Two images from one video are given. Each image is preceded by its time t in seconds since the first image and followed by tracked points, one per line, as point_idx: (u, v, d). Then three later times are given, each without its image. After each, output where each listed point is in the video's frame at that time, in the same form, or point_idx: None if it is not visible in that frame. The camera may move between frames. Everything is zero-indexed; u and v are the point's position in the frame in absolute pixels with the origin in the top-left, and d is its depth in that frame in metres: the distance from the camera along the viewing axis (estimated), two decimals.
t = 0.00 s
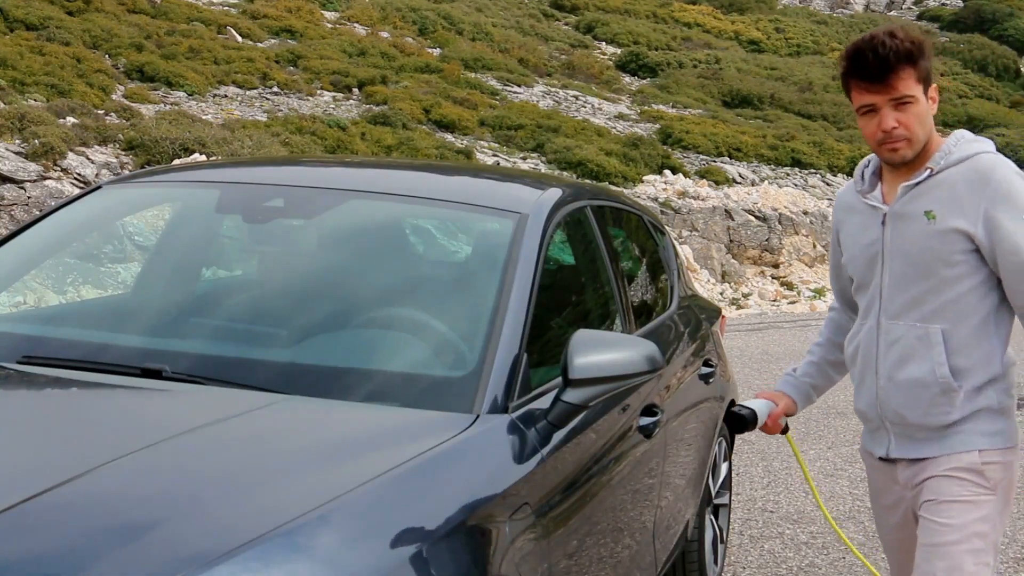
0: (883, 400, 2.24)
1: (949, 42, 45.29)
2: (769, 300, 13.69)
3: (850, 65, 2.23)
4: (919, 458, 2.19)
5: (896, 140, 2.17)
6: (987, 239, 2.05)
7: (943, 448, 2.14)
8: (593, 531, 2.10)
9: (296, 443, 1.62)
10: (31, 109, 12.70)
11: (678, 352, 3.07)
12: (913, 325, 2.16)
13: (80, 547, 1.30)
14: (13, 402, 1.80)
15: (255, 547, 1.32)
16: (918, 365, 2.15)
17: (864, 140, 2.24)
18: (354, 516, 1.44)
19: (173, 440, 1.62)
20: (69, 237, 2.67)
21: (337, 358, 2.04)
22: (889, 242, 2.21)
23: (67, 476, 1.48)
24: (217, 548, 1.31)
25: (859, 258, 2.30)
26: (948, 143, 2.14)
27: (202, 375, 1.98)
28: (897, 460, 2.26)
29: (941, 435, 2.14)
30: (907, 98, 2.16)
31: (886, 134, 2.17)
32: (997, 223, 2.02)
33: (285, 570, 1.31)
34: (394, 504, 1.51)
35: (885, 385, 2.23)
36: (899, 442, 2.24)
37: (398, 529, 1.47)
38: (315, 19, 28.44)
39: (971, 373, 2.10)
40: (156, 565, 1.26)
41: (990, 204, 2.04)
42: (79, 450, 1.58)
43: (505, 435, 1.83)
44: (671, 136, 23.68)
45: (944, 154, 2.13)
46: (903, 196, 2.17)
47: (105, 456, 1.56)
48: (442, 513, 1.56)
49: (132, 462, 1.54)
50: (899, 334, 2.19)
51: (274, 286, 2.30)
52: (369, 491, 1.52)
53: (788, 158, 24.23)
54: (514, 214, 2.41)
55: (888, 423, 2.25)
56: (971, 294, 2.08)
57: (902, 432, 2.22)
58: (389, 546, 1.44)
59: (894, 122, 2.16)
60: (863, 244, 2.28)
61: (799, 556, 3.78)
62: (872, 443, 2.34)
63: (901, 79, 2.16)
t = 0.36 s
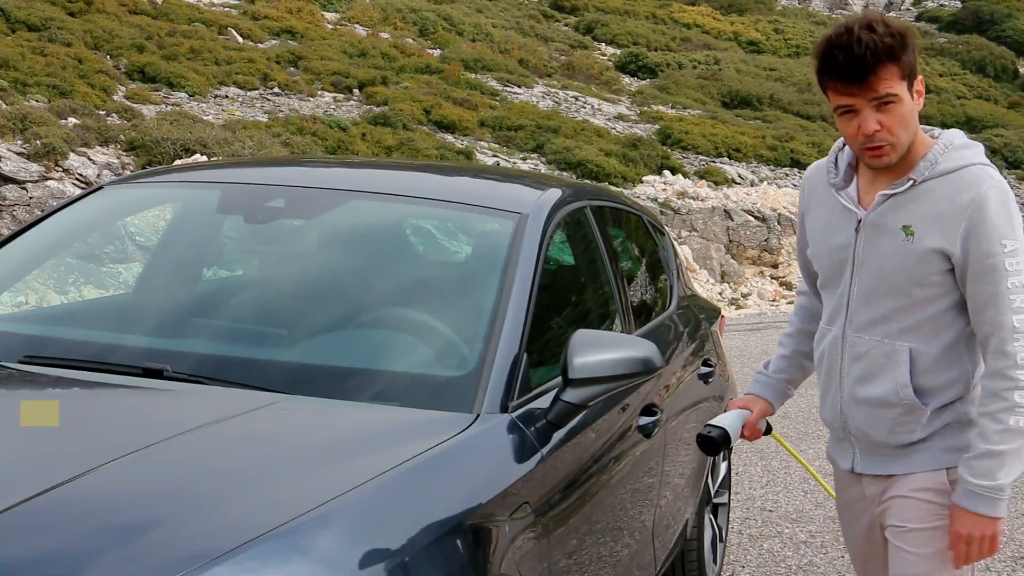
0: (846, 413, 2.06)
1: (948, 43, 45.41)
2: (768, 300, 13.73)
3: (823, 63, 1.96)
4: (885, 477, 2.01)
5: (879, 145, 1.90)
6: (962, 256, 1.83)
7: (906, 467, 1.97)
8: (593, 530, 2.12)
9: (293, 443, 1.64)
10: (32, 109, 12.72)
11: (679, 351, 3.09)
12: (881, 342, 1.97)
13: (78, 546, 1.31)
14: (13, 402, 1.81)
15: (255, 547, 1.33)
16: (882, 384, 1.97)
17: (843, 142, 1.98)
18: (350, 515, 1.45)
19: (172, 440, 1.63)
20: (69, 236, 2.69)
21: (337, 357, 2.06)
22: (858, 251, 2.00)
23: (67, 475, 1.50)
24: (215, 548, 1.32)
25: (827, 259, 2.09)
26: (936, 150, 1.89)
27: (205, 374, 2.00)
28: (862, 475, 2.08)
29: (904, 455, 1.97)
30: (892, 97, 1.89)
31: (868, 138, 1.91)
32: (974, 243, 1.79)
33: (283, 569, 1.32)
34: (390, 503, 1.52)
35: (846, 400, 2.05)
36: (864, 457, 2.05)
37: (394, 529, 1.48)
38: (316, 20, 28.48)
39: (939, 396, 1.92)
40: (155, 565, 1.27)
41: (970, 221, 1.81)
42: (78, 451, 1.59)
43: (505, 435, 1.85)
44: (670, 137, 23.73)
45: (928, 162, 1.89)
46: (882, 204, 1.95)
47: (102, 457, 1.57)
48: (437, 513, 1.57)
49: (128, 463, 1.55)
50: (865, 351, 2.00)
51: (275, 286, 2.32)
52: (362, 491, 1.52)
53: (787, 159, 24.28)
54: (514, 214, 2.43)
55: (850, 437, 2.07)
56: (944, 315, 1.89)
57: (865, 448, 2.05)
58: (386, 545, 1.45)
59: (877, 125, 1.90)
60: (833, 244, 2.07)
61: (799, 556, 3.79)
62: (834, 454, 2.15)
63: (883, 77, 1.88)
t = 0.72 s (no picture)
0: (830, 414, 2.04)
1: (947, 43, 45.44)
2: (767, 300, 13.75)
3: (819, 46, 1.86)
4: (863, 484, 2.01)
5: (873, 136, 1.82)
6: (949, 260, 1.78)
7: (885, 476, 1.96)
8: (592, 530, 2.14)
9: (292, 443, 1.65)
10: (33, 109, 12.74)
11: (678, 351, 3.12)
12: (868, 345, 1.94)
13: (79, 544, 1.32)
14: (15, 402, 1.82)
15: (255, 546, 1.35)
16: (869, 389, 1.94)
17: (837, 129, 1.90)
18: (348, 515, 1.47)
19: (171, 440, 1.64)
20: (71, 237, 2.71)
21: (339, 356, 2.08)
22: (850, 246, 1.96)
23: (67, 475, 1.51)
24: (214, 548, 1.33)
25: (818, 253, 2.07)
26: (934, 146, 1.83)
27: (207, 375, 2.01)
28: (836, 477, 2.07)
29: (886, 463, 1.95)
30: (889, 86, 1.80)
31: (860, 129, 1.82)
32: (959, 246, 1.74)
33: (283, 569, 1.33)
34: (388, 502, 1.54)
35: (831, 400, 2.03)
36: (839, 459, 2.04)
37: (392, 530, 1.49)
38: (316, 21, 28.52)
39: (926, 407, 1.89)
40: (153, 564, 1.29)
41: (957, 221, 1.75)
42: (79, 450, 1.61)
43: (505, 435, 1.86)
44: (670, 137, 23.77)
45: (925, 160, 1.84)
46: (875, 201, 1.91)
47: (101, 457, 1.59)
48: (437, 513, 1.58)
49: (129, 463, 1.57)
50: (853, 352, 1.97)
51: (276, 285, 2.34)
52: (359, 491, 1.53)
53: (786, 159, 24.31)
54: (513, 214, 2.45)
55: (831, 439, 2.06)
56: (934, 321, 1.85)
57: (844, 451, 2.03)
58: (385, 544, 1.46)
59: (869, 115, 1.81)
60: (825, 237, 2.04)
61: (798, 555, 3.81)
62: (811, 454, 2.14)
63: (880, 62, 1.78)
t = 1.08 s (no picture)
0: (810, 421, 2.02)
1: (947, 43, 45.42)
2: (767, 300, 13.73)
3: (781, 42, 1.87)
4: (850, 492, 1.98)
5: (830, 131, 1.80)
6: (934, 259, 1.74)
7: (872, 485, 1.94)
8: (593, 529, 2.13)
9: (292, 442, 1.65)
10: (32, 109, 12.74)
11: (678, 351, 3.10)
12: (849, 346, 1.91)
13: (79, 545, 1.31)
14: (14, 402, 1.81)
15: (255, 546, 1.34)
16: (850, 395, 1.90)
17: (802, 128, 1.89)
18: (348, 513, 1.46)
19: (170, 441, 1.63)
20: (71, 237, 2.70)
21: (343, 357, 2.07)
22: (833, 247, 1.94)
23: (65, 476, 1.50)
24: (211, 548, 1.32)
25: (804, 254, 2.05)
26: (908, 143, 1.81)
27: (206, 375, 2.00)
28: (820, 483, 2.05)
29: (873, 473, 1.93)
30: (844, 78, 1.78)
31: (817, 123, 1.81)
32: (941, 245, 1.70)
33: (282, 570, 1.32)
34: (390, 499, 1.53)
35: (812, 407, 2.01)
36: (824, 466, 2.02)
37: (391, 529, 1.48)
38: (316, 21, 28.51)
39: (915, 415, 1.84)
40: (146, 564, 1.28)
41: (938, 219, 1.72)
42: (76, 451, 1.60)
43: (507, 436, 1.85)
44: (670, 137, 23.77)
45: (902, 155, 1.81)
46: (856, 197, 1.88)
47: (101, 458, 1.57)
48: (438, 512, 1.57)
49: (129, 463, 1.56)
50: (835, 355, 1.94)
51: (277, 285, 2.33)
52: (360, 491, 1.52)
53: (787, 159, 24.29)
54: (514, 214, 2.44)
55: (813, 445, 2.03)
56: (916, 323, 1.82)
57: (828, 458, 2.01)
58: (384, 546, 1.45)
59: (826, 107, 1.79)
60: (810, 237, 2.02)
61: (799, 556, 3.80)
62: (794, 458, 2.12)
63: (832, 55, 1.78)
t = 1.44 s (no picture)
0: (798, 422, 1.98)
1: (947, 43, 45.44)
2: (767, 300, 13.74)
3: (791, 29, 1.84)
4: (835, 497, 1.96)
5: (843, 124, 1.79)
6: (938, 252, 1.74)
7: (858, 489, 1.92)
8: (594, 529, 2.13)
9: (292, 442, 1.64)
10: (32, 109, 12.74)
11: (678, 351, 3.10)
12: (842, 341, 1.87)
13: (79, 546, 1.31)
14: (14, 402, 1.81)
15: (256, 546, 1.34)
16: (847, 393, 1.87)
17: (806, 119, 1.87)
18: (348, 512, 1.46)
19: (170, 440, 1.63)
20: (70, 236, 2.69)
21: (348, 357, 2.06)
22: (823, 243, 1.89)
23: (62, 478, 1.49)
24: (210, 549, 1.32)
25: (788, 251, 1.99)
26: (908, 135, 1.79)
27: (204, 375, 2.00)
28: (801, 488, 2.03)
29: (862, 474, 1.92)
30: (860, 72, 1.77)
31: (830, 116, 1.79)
32: (947, 238, 1.71)
33: (280, 570, 1.32)
34: (391, 499, 1.53)
35: (799, 407, 1.98)
36: (806, 470, 2.00)
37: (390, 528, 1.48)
38: (316, 20, 28.51)
39: (905, 414, 1.87)
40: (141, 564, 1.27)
41: (942, 212, 1.72)
42: (77, 449, 1.60)
43: (506, 434, 1.85)
44: (670, 137, 23.78)
45: (903, 147, 1.79)
46: (853, 189, 1.84)
47: (100, 458, 1.57)
48: (439, 512, 1.57)
49: (129, 463, 1.56)
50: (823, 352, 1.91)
51: (278, 285, 2.32)
52: (360, 491, 1.52)
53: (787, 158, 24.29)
54: (514, 214, 2.43)
55: (799, 449, 2.00)
56: (914, 317, 1.80)
57: (814, 461, 1.98)
58: (382, 547, 1.44)
59: (841, 101, 1.78)
60: (796, 233, 1.96)
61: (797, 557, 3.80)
62: (773, 464, 2.09)
63: (852, 49, 1.76)
